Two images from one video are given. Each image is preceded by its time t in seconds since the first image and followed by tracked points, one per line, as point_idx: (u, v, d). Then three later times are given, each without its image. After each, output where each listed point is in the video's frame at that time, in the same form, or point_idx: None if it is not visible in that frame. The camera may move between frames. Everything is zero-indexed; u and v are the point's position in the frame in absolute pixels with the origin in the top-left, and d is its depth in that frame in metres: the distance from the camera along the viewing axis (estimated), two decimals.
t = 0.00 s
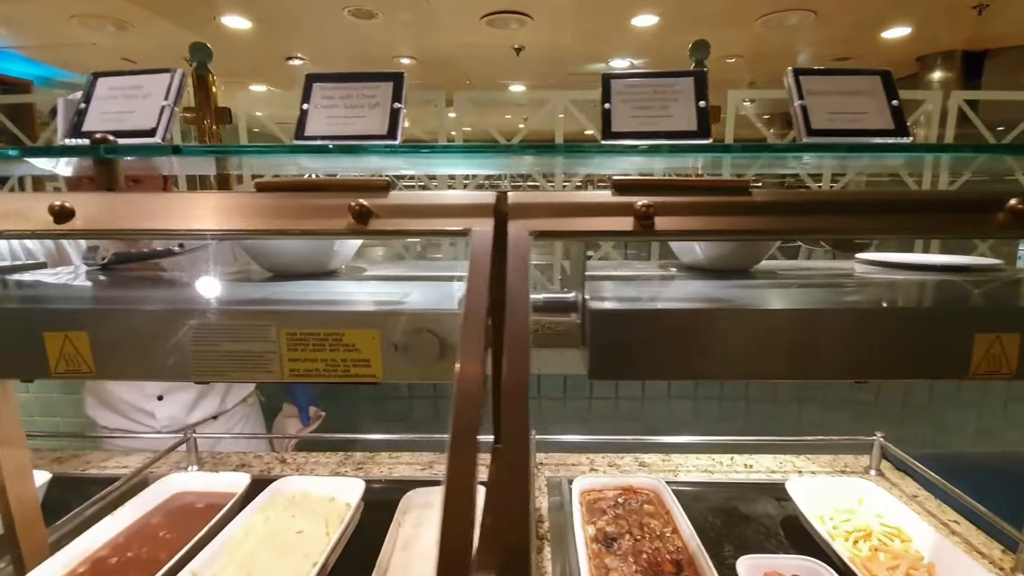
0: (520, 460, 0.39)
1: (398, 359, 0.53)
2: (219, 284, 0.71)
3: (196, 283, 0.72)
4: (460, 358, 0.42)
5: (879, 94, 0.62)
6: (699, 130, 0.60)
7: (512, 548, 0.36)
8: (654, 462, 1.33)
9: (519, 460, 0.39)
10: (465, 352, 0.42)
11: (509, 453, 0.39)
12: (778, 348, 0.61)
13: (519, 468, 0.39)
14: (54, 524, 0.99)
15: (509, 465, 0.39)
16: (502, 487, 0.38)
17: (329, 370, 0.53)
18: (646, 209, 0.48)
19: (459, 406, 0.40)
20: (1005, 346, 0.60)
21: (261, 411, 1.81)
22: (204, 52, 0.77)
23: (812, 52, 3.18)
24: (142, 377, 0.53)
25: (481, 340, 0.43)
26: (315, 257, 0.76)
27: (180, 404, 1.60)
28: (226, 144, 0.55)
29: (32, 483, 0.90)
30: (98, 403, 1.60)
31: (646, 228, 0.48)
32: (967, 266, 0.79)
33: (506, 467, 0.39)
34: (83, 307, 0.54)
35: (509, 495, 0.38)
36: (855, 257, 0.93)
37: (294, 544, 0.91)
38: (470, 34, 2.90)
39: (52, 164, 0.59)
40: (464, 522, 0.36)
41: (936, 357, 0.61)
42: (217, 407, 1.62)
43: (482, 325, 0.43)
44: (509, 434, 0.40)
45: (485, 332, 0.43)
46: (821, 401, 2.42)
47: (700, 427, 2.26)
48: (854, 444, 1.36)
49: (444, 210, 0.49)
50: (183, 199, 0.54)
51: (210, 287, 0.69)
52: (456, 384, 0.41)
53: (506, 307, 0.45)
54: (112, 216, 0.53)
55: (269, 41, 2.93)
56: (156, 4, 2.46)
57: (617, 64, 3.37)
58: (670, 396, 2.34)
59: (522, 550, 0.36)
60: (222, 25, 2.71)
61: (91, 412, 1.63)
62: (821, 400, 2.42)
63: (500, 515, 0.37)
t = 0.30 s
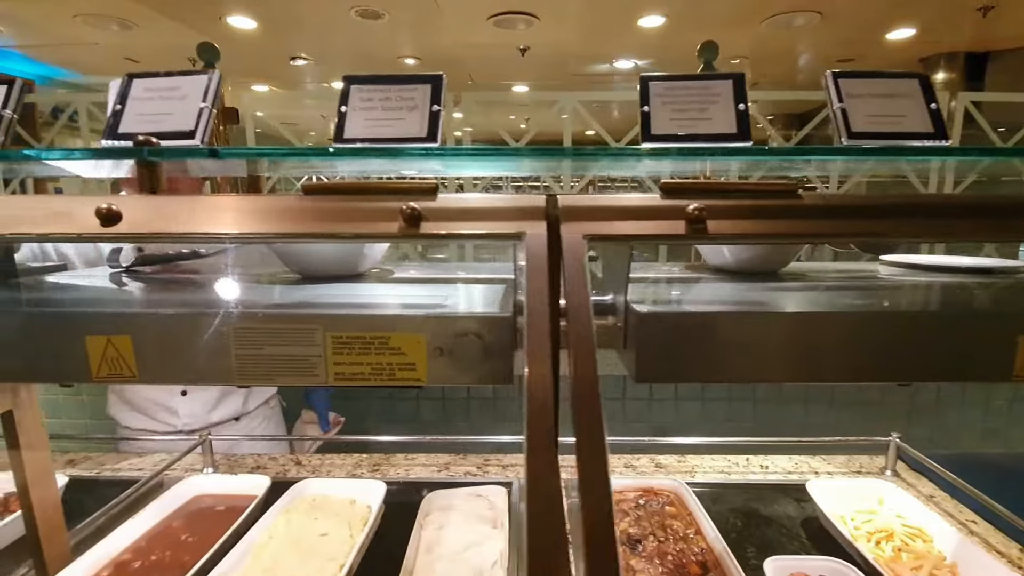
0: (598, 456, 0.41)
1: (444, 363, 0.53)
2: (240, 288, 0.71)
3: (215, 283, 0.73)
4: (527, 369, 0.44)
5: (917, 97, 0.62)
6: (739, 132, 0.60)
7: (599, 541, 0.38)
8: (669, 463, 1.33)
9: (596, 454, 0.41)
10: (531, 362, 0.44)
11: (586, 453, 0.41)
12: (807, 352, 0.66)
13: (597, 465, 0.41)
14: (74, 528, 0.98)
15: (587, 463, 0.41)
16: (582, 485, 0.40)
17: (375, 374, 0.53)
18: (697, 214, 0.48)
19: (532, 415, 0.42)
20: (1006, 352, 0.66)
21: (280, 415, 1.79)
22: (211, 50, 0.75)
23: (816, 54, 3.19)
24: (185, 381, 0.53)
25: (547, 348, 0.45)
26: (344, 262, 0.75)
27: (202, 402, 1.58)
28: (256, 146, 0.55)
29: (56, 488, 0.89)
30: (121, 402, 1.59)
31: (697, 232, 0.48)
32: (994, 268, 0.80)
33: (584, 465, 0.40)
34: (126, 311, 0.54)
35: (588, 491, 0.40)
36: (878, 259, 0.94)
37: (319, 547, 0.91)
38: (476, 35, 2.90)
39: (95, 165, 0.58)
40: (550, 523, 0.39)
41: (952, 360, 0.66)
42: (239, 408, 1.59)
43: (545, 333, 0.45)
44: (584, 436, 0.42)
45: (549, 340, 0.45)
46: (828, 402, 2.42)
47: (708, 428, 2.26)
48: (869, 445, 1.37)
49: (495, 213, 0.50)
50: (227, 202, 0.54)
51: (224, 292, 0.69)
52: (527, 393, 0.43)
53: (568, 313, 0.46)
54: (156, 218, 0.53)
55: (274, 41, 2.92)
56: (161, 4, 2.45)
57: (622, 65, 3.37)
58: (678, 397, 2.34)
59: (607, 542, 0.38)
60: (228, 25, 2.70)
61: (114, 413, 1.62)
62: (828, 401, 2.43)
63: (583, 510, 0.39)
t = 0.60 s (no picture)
0: (655, 456, 0.41)
1: (479, 364, 0.53)
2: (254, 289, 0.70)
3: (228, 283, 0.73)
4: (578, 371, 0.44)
5: (942, 100, 0.63)
6: (767, 135, 0.60)
7: (665, 540, 0.38)
8: (680, 463, 1.33)
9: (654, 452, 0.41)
10: (583, 364, 0.44)
11: (644, 452, 0.41)
12: (808, 353, 0.66)
13: (654, 465, 0.41)
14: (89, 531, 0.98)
15: (644, 463, 0.41)
16: (641, 487, 0.40)
17: (410, 376, 0.53)
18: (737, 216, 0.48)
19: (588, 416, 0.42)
20: (1009, 350, 0.66)
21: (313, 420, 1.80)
22: (216, 51, 0.73)
23: (817, 55, 3.20)
24: (218, 383, 0.53)
25: (597, 349, 0.44)
26: (367, 262, 0.76)
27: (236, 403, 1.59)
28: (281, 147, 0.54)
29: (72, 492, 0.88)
30: (158, 397, 1.61)
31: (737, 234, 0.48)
32: (1008, 268, 0.81)
33: (642, 465, 0.40)
34: (157, 312, 0.53)
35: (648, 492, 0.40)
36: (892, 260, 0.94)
37: (337, 549, 0.91)
38: (479, 35, 2.90)
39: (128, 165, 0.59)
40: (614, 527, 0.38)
41: (952, 360, 0.66)
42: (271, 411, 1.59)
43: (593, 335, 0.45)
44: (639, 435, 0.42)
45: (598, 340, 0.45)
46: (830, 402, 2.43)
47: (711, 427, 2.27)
48: (877, 445, 1.38)
49: (531, 214, 0.50)
50: (260, 202, 0.54)
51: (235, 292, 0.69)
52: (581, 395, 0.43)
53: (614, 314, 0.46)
54: (190, 218, 0.53)
55: (276, 41, 2.91)
56: (164, 3, 2.45)
57: (623, 66, 3.38)
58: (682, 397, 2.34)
59: (674, 540, 0.38)
60: (230, 25, 2.69)
61: (152, 407, 1.64)
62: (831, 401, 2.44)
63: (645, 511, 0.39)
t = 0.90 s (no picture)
0: (717, 456, 0.38)
1: (515, 365, 0.52)
2: (264, 288, 0.69)
3: (236, 283, 0.72)
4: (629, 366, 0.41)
5: (972, 100, 0.63)
6: (799, 134, 0.60)
7: (738, 545, 0.35)
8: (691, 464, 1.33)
9: (716, 451, 0.38)
10: (635, 358, 0.41)
11: (706, 451, 0.38)
12: (804, 353, 0.65)
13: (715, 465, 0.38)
14: (98, 534, 0.96)
15: (705, 462, 0.38)
16: (705, 489, 0.37)
17: (443, 377, 0.52)
18: (779, 215, 0.47)
19: (644, 412, 0.39)
20: (1006, 352, 0.65)
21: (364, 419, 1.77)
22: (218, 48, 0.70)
23: (818, 57, 3.21)
24: (246, 385, 0.52)
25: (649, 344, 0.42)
26: (389, 262, 0.75)
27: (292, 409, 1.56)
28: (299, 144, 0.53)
29: (84, 496, 0.86)
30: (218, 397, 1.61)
31: (780, 234, 0.47)
32: None
33: (705, 466, 0.37)
34: (184, 313, 0.53)
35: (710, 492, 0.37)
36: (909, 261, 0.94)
37: (353, 552, 0.90)
38: (481, 36, 2.89)
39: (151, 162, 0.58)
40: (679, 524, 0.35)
41: (952, 360, 0.65)
42: (319, 403, 1.55)
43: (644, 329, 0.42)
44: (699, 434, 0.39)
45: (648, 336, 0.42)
46: (834, 404, 2.43)
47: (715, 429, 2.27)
48: (886, 446, 1.38)
49: (568, 212, 0.49)
50: (290, 200, 0.53)
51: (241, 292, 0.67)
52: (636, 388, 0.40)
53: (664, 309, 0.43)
54: (220, 216, 0.52)
55: (279, 39, 2.90)
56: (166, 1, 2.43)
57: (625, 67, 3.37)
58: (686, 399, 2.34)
59: (747, 545, 0.35)
60: (233, 23, 2.68)
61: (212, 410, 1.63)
62: (834, 402, 2.44)
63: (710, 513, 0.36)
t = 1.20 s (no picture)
0: (781, 454, 0.36)
1: (552, 367, 0.52)
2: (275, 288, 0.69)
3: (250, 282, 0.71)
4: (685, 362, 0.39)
5: (1002, 101, 0.63)
6: (832, 134, 0.59)
7: (810, 547, 0.32)
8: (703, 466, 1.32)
9: (780, 449, 0.36)
10: (690, 357, 0.39)
11: (770, 449, 0.36)
12: (806, 354, 0.63)
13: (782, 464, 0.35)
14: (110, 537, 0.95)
15: (773, 461, 0.35)
16: (772, 490, 0.35)
17: (480, 379, 0.51)
18: (821, 215, 0.47)
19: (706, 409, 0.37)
20: (1009, 354, 0.63)
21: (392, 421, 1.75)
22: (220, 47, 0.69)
23: (819, 59, 3.22)
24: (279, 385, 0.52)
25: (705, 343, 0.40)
26: (411, 261, 0.74)
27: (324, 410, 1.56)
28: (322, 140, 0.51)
29: (99, 500, 0.84)
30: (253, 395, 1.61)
31: (824, 234, 0.47)
32: None
33: (770, 464, 0.35)
34: (215, 314, 0.52)
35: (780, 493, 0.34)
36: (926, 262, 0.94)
37: (370, 555, 0.89)
38: (485, 36, 2.89)
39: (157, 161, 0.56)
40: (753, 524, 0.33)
41: (956, 365, 0.63)
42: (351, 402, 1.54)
43: (698, 328, 0.41)
44: (764, 431, 0.36)
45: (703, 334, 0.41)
46: (837, 405, 2.43)
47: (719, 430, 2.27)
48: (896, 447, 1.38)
49: (609, 212, 0.48)
50: (323, 198, 0.52)
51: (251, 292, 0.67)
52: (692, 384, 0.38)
53: (717, 308, 0.42)
54: (255, 213, 0.51)
55: (281, 37, 2.88)
56: None
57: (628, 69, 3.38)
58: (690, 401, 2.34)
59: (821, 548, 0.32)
60: (235, 21, 2.66)
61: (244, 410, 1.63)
62: (837, 403, 2.44)
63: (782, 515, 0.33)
